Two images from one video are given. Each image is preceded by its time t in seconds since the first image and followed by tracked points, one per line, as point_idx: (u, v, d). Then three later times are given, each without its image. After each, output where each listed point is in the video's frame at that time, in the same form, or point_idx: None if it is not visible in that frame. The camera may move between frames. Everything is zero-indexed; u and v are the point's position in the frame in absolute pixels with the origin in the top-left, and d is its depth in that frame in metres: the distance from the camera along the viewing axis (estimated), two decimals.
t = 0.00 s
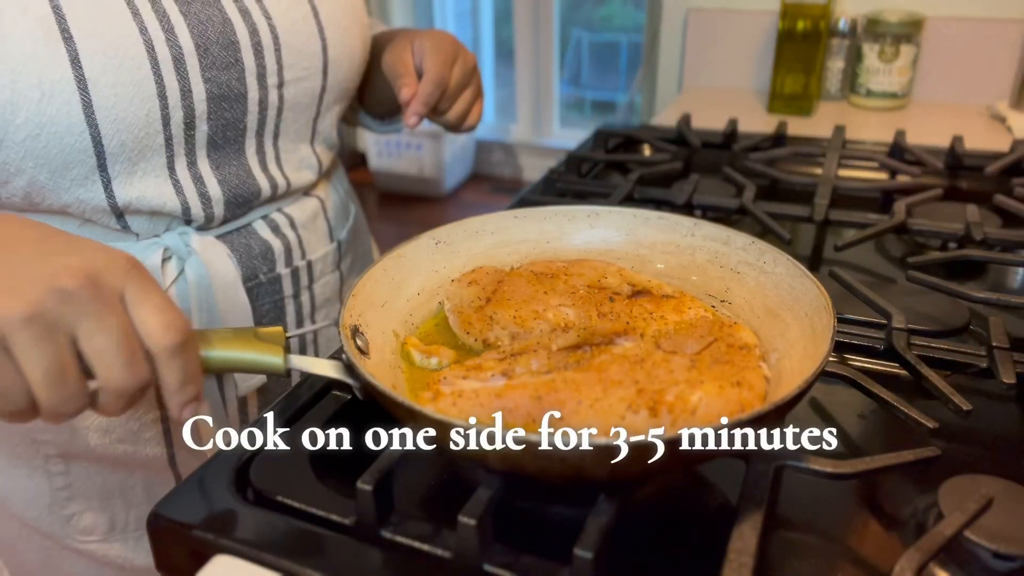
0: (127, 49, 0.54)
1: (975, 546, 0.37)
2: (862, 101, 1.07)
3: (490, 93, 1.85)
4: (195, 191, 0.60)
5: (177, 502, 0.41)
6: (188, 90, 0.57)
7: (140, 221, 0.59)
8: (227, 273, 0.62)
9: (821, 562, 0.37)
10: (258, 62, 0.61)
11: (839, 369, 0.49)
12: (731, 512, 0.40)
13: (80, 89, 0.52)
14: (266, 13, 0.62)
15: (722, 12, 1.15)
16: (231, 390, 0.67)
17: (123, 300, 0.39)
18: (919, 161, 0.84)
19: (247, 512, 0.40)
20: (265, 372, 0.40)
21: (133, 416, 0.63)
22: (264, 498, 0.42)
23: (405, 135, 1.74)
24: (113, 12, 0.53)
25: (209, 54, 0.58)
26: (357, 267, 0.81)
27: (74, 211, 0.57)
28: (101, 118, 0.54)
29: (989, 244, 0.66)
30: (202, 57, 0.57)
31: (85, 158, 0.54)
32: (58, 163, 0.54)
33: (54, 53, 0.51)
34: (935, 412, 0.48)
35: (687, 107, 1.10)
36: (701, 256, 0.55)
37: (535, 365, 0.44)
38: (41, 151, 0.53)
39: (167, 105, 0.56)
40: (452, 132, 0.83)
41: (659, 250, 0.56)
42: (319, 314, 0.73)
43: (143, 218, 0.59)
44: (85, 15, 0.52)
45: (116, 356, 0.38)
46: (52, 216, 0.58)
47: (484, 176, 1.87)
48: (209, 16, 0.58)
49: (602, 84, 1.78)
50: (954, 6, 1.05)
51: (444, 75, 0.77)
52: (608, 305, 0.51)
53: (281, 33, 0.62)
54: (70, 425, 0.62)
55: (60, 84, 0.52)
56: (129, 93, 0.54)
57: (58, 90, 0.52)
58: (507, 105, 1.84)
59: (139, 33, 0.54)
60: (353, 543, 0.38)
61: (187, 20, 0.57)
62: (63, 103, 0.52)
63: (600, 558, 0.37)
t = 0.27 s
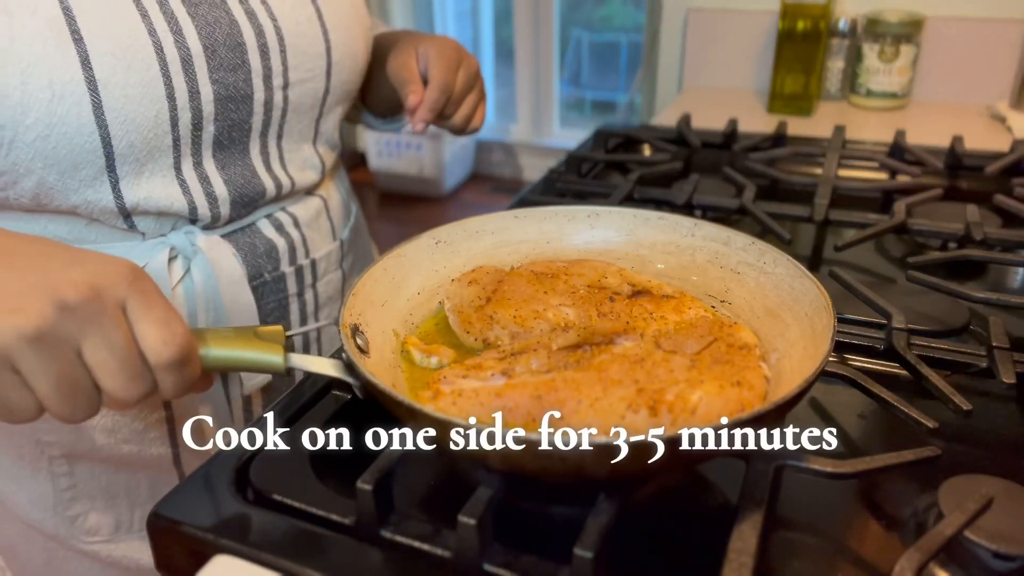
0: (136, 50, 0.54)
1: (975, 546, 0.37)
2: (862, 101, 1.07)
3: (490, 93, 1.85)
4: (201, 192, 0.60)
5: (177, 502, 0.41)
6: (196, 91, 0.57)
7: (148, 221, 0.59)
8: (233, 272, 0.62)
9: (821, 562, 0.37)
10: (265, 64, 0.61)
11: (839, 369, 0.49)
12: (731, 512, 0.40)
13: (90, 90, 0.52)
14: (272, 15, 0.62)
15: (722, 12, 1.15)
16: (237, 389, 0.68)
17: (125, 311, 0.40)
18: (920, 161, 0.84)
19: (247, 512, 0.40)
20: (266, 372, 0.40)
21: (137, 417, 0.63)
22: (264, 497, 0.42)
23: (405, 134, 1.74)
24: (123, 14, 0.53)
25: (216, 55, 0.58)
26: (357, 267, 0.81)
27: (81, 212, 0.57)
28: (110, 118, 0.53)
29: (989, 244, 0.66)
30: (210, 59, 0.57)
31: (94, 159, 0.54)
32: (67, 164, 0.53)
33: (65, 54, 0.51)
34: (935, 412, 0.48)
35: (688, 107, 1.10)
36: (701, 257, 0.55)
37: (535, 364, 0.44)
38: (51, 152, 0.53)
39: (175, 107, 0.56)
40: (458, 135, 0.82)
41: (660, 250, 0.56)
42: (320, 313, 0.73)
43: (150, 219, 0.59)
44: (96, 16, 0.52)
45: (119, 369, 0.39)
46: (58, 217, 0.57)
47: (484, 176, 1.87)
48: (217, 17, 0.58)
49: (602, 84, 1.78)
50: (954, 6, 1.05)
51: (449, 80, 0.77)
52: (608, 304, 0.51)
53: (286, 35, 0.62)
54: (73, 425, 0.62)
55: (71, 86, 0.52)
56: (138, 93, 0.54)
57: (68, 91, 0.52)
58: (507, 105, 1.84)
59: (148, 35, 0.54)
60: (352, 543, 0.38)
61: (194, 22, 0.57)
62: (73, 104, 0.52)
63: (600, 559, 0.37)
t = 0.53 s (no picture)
0: (145, 56, 0.54)
1: (975, 546, 0.37)
2: (862, 101, 1.07)
3: (490, 92, 1.85)
4: (206, 195, 0.60)
5: (177, 502, 0.41)
6: (204, 97, 0.57)
7: (152, 225, 0.59)
8: (237, 274, 0.63)
9: (821, 562, 0.37)
10: (272, 69, 0.61)
11: (839, 369, 0.49)
12: (731, 512, 0.40)
13: (99, 95, 0.52)
14: (278, 21, 0.62)
15: (722, 12, 1.15)
16: (239, 391, 0.67)
17: (111, 303, 0.40)
18: (920, 161, 0.84)
19: (246, 513, 0.40)
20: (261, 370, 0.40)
21: (138, 418, 0.63)
22: (264, 497, 0.41)
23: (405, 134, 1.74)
24: (132, 19, 0.53)
25: (224, 61, 0.58)
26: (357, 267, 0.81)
27: (87, 216, 0.56)
28: (119, 123, 0.53)
29: (989, 244, 0.66)
30: (218, 64, 0.58)
31: (102, 163, 0.54)
32: (75, 168, 0.53)
33: (75, 59, 0.51)
34: (935, 412, 0.48)
35: (688, 107, 1.10)
36: (697, 254, 0.55)
37: (534, 362, 0.44)
38: (59, 156, 0.52)
39: (183, 111, 0.56)
40: (447, 148, 0.82)
41: (655, 247, 0.56)
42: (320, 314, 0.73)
43: (155, 222, 0.59)
44: (105, 21, 0.52)
45: (105, 362, 0.39)
46: (64, 220, 0.57)
47: (484, 176, 1.87)
48: (224, 23, 0.58)
49: (602, 84, 1.78)
50: (955, 5, 1.05)
51: (438, 96, 0.76)
52: (605, 301, 0.51)
53: (293, 40, 0.63)
54: (75, 427, 0.61)
55: (81, 91, 0.51)
56: (147, 98, 0.54)
57: (78, 96, 0.51)
58: (507, 105, 1.84)
59: (157, 40, 0.54)
60: (352, 543, 0.38)
61: (202, 27, 0.57)
62: (83, 109, 0.52)
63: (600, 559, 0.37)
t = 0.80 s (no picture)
0: (145, 59, 0.54)
1: (975, 546, 0.37)
2: (862, 101, 1.07)
3: (489, 92, 1.86)
4: (206, 198, 0.60)
5: (177, 502, 0.41)
6: (204, 100, 0.57)
7: (152, 229, 0.59)
8: (237, 277, 0.63)
9: (821, 562, 0.38)
10: (272, 73, 0.61)
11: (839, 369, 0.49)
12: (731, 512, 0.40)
13: (98, 98, 0.52)
14: (280, 25, 0.62)
15: (722, 12, 1.15)
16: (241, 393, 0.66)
17: (77, 289, 0.40)
18: (920, 161, 0.84)
19: (246, 513, 0.40)
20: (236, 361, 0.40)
21: (136, 420, 0.63)
22: (264, 498, 0.41)
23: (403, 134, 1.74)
24: (132, 22, 0.53)
25: (224, 65, 0.58)
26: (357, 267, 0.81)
27: (86, 219, 0.57)
28: (118, 126, 0.53)
29: (989, 244, 0.66)
30: (218, 68, 0.57)
31: (100, 166, 0.54)
32: (73, 171, 0.53)
33: (74, 62, 0.51)
34: (935, 412, 0.48)
35: (688, 107, 1.10)
36: (713, 233, 0.55)
37: (528, 356, 0.44)
38: (57, 159, 0.52)
39: (183, 115, 0.56)
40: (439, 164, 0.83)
41: (671, 221, 0.57)
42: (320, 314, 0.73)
43: (154, 226, 0.59)
44: (105, 24, 0.52)
45: (72, 350, 0.39)
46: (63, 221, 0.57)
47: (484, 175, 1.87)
48: (226, 27, 0.58)
49: (602, 84, 1.78)
50: (957, 5, 1.05)
51: (429, 111, 0.77)
52: (608, 284, 0.52)
53: (294, 44, 0.63)
54: (75, 429, 0.61)
55: (80, 94, 0.51)
56: (147, 101, 0.54)
57: (77, 99, 0.51)
58: (507, 105, 1.85)
59: (157, 43, 0.54)
60: (352, 543, 0.38)
61: (203, 31, 0.57)
62: (82, 112, 0.52)
63: (599, 559, 0.37)
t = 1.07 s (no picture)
0: (138, 58, 0.54)
1: (975, 546, 0.37)
2: (862, 101, 1.08)
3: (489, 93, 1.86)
4: (200, 201, 0.60)
5: (176, 502, 0.41)
6: (197, 100, 0.57)
7: (145, 229, 0.59)
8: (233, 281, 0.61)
9: (821, 563, 0.38)
10: (268, 73, 0.61)
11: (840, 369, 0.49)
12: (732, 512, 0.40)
13: (88, 95, 0.52)
14: (277, 26, 0.62)
15: (722, 12, 1.15)
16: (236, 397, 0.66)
17: (20, 230, 0.42)
18: (919, 161, 0.84)
19: (245, 513, 0.40)
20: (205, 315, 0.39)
21: (132, 422, 0.63)
22: (264, 498, 0.41)
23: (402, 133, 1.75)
24: (126, 19, 0.53)
25: (219, 65, 0.58)
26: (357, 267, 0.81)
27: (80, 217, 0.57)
28: (108, 123, 0.53)
29: (990, 244, 0.66)
30: (212, 68, 0.57)
31: (91, 164, 0.54)
32: (64, 168, 0.54)
33: (65, 58, 0.51)
34: (935, 412, 0.48)
35: (687, 107, 1.10)
36: (730, 207, 0.54)
37: (506, 333, 0.44)
38: (48, 155, 0.53)
39: (175, 114, 0.56)
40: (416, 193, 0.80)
41: (687, 186, 0.56)
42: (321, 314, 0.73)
43: (147, 227, 0.59)
44: (100, 24, 0.52)
45: (22, 297, 0.43)
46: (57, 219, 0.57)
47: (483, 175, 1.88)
48: (221, 27, 0.58)
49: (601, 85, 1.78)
50: (957, 7, 1.05)
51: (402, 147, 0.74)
52: (605, 258, 0.52)
53: (291, 44, 0.63)
54: (71, 429, 0.62)
55: (70, 90, 0.51)
56: (138, 99, 0.54)
57: (68, 96, 0.51)
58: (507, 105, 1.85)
59: (150, 42, 0.54)
60: (352, 543, 0.39)
61: (198, 31, 0.56)
62: (72, 108, 0.52)
63: (600, 559, 0.37)
